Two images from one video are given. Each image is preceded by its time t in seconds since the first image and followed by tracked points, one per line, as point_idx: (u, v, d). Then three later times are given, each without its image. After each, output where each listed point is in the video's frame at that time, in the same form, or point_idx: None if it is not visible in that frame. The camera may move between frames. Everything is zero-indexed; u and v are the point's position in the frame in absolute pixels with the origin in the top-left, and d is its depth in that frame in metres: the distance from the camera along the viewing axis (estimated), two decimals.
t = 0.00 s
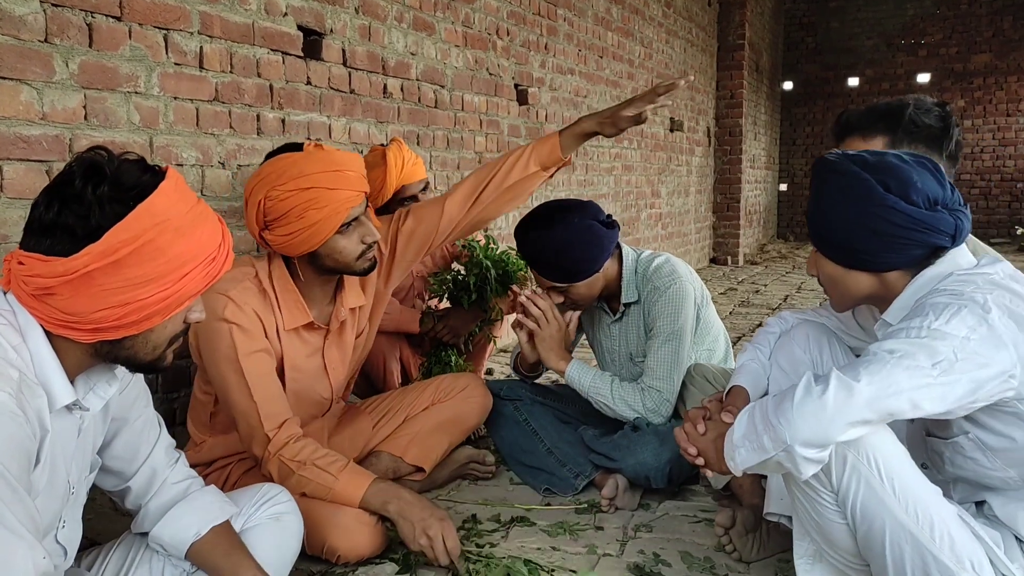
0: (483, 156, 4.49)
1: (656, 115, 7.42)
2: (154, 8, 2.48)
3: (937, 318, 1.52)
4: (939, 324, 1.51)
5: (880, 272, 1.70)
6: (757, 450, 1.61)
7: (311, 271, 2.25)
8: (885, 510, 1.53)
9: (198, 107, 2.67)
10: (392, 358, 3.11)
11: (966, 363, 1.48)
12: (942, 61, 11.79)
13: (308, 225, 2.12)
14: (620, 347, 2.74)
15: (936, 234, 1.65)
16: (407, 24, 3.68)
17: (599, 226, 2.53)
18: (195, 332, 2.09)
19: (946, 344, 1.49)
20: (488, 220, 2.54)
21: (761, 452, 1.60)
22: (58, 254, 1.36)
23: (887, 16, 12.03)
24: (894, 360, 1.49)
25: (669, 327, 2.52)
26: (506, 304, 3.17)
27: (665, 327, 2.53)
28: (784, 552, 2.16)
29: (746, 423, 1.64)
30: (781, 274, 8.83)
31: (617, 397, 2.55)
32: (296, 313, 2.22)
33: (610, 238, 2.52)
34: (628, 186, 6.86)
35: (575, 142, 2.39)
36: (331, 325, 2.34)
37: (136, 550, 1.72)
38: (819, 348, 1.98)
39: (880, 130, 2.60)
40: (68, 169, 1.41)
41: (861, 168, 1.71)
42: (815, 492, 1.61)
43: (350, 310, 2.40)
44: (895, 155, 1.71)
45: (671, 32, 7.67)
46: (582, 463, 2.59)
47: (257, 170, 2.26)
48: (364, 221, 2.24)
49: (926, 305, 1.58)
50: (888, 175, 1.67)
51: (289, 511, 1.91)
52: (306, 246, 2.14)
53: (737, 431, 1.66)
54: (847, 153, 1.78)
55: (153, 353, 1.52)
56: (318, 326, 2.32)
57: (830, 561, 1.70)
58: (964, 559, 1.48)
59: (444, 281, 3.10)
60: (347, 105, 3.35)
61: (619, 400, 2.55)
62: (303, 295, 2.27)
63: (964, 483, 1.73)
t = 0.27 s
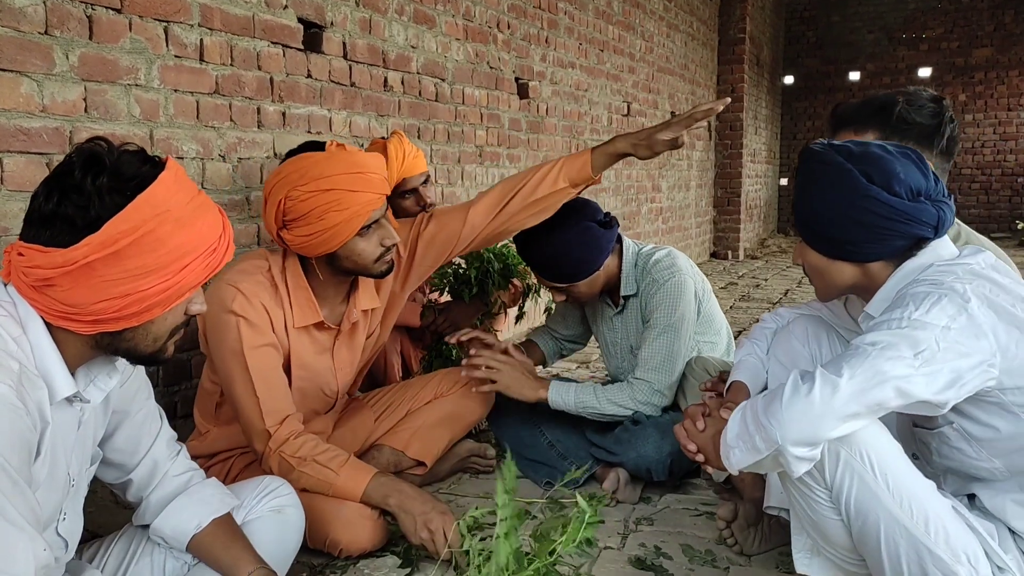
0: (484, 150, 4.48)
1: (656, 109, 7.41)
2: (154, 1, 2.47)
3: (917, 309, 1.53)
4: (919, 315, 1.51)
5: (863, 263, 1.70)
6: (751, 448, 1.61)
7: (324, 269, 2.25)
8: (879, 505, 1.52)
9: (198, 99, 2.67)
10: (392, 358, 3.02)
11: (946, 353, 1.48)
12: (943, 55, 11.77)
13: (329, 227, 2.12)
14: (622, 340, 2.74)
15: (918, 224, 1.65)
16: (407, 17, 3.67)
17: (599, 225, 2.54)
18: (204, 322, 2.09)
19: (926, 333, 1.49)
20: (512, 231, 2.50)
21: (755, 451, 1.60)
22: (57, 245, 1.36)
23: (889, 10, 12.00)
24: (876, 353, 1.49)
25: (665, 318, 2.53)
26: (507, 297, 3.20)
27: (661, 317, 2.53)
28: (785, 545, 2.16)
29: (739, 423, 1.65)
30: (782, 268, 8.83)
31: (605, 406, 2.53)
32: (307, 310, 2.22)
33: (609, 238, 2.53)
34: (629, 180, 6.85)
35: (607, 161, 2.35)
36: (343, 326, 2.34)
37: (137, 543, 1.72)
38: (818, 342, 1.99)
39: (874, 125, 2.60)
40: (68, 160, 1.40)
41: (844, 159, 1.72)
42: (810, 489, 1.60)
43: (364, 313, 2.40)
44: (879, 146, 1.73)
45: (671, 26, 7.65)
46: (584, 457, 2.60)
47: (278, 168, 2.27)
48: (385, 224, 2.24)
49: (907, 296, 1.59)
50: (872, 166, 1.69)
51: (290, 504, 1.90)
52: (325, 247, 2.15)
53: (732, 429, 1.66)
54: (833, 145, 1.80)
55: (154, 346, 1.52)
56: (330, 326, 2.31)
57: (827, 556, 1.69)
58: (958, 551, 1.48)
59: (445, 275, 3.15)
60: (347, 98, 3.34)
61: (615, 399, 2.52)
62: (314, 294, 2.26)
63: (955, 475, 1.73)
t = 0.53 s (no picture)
0: (484, 146, 4.48)
1: (657, 106, 7.40)
2: None
3: (924, 303, 1.52)
4: (925, 310, 1.51)
5: (871, 256, 1.70)
6: (756, 444, 1.60)
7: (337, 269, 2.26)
8: (881, 500, 1.52)
9: (198, 95, 2.66)
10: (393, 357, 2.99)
11: (954, 349, 1.48)
12: (944, 52, 11.75)
13: (347, 228, 2.12)
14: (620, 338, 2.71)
15: (929, 218, 1.64)
16: (407, 13, 3.67)
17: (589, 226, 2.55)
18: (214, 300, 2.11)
19: (934, 329, 1.48)
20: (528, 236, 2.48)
21: (761, 447, 1.60)
22: (57, 240, 1.36)
23: (890, 7, 11.98)
24: (884, 348, 1.49)
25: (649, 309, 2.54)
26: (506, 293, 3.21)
27: (645, 308, 2.55)
28: (783, 542, 2.17)
29: (742, 418, 1.64)
30: (781, 266, 8.83)
31: (580, 412, 2.54)
32: (317, 306, 2.22)
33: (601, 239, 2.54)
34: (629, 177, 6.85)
35: (626, 169, 2.35)
36: (353, 327, 2.35)
37: (136, 539, 1.72)
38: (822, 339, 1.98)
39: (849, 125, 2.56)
40: (69, 155, 1.40)
41: (856, 150, 1.71)
42: (812, 483, 1.60)
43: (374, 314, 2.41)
44: (890, 138, 1.72)
45: (672, 23, 7.64)
46: (583, 454, 2.59)
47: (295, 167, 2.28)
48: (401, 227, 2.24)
49: (914, 289, 1.58)
50: (883, 158, 1.68)
51: (289, 499, 1.90)
52: (342, 247, 2.15)
53: (736, 424, 1.65)
54: (843, 135, 1.78)
55: (153, 342, 1.52)
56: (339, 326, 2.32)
57: (824, 552, 1.69)
58: (960, 548, 1.48)
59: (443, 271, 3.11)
60: (347, 94, 3.34)
61: (608, 395, 2.52)
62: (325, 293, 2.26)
63: (955, 471, 1.73)
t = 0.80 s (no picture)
0: (484, 147, 4.48)
1: (657, 107, 7.40)
2: None
3: (920, 302, 1.52)
4: (922, 309, 1.50)
5: (868, 256, 1.69)
6: (755, 443, 1.60)
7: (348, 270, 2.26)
8: (880, 500, 1.52)
9: (198, 96, 2.66)
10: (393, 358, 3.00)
11: (951, 348, 1.48)
12: (944, 53, 11.75)
13: (361, 231, 2.13)
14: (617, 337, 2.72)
15: (926, 218, 1.64)
16: (407, 14, 3.67)
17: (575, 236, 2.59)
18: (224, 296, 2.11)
19: (931, 327, 1.48)
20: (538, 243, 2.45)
21: (759, 446, 1.60)
22: (58, 242, 1.36)
23: (890, 8, 11.99)
24: (881, 347, 1.48)
25: (647, 307, 2.54)
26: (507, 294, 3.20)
27: (643, 305, 2.55)
28: (782, 543, 2.17)
29: (741, 418, 1.64)
30: (781, 267, 8.83)
31: (578, 415, 2.55)
32: (326, 307, 2.22)
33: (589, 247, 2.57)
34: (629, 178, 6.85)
35: (638, 180, 2.32)
36: (359, 328, 2.35)
37: (135, 540, 1.72)
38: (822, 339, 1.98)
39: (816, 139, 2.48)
40: (71, 157, 1.40)
41: (854, 151, 1.71)
42: (811, 483, 1.61)
43: (381, 317, 2.41)
44: (888, 139, 1.71)
45: (672, 24, 7.64)
46: (582, 455, 2.59)
47: (307, 171, 2.28)
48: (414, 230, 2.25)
49: (910, 288, 1.57)
50: (881, 158, 1.67)
51: (289, 500, 1.91)
52: (356, 250, 2.15)
53: (735, 423, 1.66)
54: (841, 136, 1.78)
55: (153, 344, 1.52)
56: (348, 327, 2.32)
57: (826, 553, 1.70)
58: (958, 548, 1.48)
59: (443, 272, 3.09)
60: (347, 95, 3.34)
61: (606, 393, 2.53)
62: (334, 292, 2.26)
63: (952, 472, 1.73)
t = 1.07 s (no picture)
0: (481, 148, 4.48)
1: (655, 108, 7.41)
2: None
3: (899, 304, 1.53)
4: (901, 311, 1.51)
5: (846, 260, 1.68)
6: (742, 447, 1.62)
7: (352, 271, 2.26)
8: (869, 505, 1.53)
9: (194, 97, 2.66)
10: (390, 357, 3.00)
11: (930, 348, 1.49)
12: (941, 54, 11.77)
13: (369, 236, 2.14)
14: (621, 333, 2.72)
15: (903, 221, 1.64)
16: (404, 15, 3.67)
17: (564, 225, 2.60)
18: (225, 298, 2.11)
19: (910, 328, 1.49)
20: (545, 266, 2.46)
21: (746, 450, 1.62)
22: (55, 243, 1.36)
23: (887, 9, 12.00)
24: (862, 349, 1.50)
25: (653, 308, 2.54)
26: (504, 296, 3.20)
27: (650, 304, 2.55)
28: (779, 545, 2.17)
29: (728, 421, 1.67)
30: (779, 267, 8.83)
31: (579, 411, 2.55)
32: (328, 312, 2.23)
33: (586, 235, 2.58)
34: (626, 179, 6.85)
35: (648, 211, 2.30)
36: (360, 334, 2.36)
37: (131, 541, 1.72)
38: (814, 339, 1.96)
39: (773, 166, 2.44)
40: (69, 158, 1.40)
41: (831, 155, 1.71)
42: (800, 489, 1.61)
43: (382, 323, 2.42)
44: (865, 143, 1.72)
45: (669, 25, 7.64)
46: (580, 455, 2.59)
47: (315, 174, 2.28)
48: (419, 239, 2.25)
49: (889, 291, 1.59)
50: (859, 161, 1.68)
51: (285, 502, 1.91)
52: (363, 254, 2.16)
53: (723, 429, 1.68)
54: (819, 141, 1.79)
55: (149, 346, 1.52)
56: (348, 331, 2.32)
57: (822, 557, 1.70)
58: (948, 550, 1.48)
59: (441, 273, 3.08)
60: (344, 96, 3.34)
61: (607, 389, 2.54)
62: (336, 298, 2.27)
63: (939, 473, 1.72)
